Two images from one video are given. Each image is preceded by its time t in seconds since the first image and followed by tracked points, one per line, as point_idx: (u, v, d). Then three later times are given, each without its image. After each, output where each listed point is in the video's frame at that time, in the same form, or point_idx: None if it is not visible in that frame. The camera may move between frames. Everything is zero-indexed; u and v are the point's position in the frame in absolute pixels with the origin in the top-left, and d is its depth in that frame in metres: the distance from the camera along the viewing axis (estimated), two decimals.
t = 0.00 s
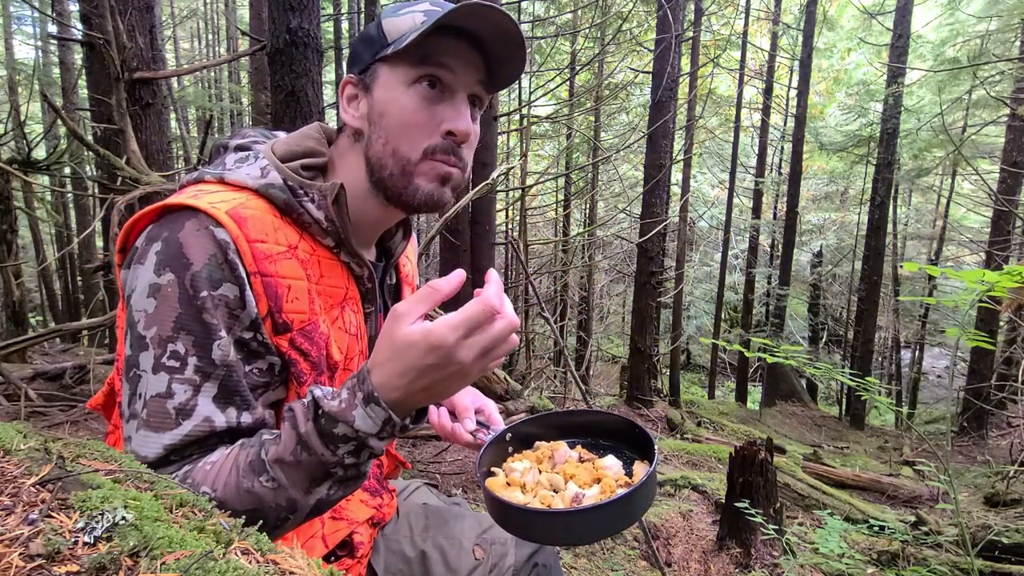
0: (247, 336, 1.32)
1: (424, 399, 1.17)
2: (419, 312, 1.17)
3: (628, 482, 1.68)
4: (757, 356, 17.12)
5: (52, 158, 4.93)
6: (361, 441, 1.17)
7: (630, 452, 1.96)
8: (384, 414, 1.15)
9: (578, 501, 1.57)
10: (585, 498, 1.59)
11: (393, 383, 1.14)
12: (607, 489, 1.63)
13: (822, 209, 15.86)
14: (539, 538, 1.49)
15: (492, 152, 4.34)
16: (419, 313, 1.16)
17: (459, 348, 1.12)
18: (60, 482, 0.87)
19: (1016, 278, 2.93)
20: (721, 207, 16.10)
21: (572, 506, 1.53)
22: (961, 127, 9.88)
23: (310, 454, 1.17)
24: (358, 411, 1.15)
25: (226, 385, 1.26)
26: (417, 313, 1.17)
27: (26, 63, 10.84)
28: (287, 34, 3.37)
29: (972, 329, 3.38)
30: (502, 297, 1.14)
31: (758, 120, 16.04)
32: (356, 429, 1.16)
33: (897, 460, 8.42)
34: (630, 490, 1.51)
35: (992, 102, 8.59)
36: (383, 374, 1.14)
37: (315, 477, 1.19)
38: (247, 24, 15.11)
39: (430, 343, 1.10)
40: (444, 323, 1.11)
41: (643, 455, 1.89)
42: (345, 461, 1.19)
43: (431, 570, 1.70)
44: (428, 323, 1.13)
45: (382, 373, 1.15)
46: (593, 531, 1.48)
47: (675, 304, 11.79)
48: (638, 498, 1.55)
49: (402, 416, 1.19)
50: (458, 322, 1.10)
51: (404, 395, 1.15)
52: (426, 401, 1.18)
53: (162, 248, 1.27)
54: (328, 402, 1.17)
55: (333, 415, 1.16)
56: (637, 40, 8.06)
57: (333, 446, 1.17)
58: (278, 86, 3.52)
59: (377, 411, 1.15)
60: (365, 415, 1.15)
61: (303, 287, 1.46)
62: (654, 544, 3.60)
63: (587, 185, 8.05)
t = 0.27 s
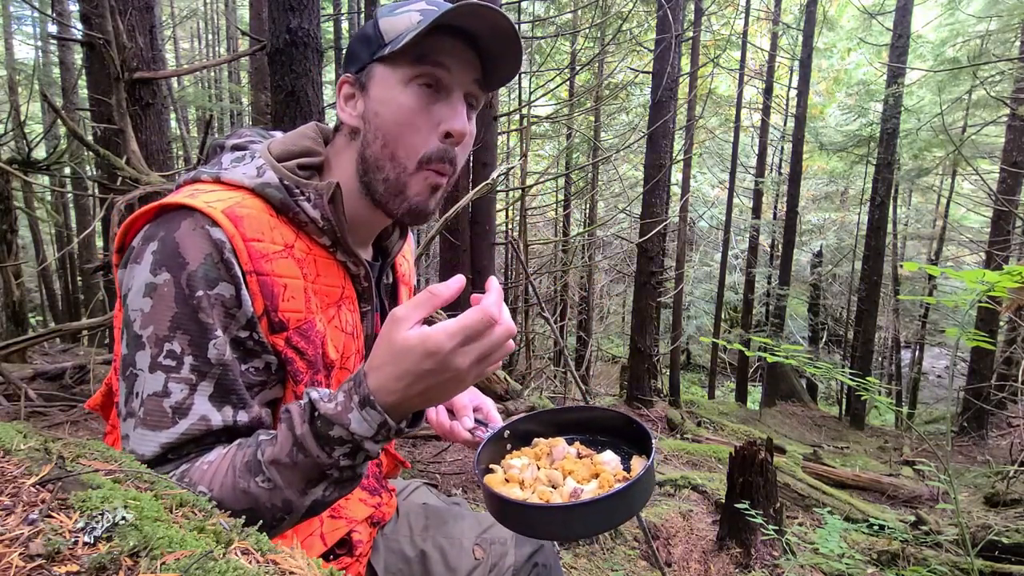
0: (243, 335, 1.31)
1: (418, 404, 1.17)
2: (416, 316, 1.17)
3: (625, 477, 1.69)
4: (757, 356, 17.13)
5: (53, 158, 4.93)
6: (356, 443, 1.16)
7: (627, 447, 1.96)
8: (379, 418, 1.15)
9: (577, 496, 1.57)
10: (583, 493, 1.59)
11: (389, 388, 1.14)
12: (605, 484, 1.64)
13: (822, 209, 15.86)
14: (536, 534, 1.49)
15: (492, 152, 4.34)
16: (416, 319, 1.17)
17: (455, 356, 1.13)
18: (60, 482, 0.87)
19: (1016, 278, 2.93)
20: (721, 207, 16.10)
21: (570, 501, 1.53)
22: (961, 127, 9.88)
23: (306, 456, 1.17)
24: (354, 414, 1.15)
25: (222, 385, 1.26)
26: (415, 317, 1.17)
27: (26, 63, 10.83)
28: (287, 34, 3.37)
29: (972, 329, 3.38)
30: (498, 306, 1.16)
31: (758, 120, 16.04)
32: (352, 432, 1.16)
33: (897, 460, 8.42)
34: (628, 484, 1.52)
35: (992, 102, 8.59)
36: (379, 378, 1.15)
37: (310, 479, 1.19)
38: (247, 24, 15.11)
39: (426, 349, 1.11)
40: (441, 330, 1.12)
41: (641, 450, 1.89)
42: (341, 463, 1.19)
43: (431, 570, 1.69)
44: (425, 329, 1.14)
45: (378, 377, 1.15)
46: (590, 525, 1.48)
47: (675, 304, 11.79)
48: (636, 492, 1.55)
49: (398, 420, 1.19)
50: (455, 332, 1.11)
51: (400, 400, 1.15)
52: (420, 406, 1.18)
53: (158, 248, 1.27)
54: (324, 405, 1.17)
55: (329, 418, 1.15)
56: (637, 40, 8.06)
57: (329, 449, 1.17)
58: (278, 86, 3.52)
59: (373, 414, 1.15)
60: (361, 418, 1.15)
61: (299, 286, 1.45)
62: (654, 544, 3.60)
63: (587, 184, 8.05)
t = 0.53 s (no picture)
0: (240, 334, 1.31)
1: (415, 410, 1.17)
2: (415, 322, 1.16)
3: (624, 478, 1.69)
4: (757, 356, 17.13)
5: (53, 158, 4.94)
6: (351, 448, 1.17)
7: (625, 447, 1.96)
8: (375, 423, 1.16)
9: (575, 497, 1.57)
10: (581, 494, 1.59)
11: (386, 393, 1.14)
12: (602, 485, 1.64)
13: (822, 209, 15.86)
14: (534, 534, 1.49)
15: (493, 152, 4.34)
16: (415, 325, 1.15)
17: (452, 366, 1.12)
18: (60, 482, 0.87)
19: (1016, 278, 2.93)
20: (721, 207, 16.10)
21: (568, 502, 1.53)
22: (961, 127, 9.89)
23: (301, 458, 1.17)
24: (350, 418, 1.15)
25: (219, 384, 1.27)
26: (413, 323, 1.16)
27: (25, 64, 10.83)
28: (287, 34, 3.37)
29: (972, 329, 3.38)
30: (497, 316, 1.14)
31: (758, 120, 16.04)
32: (348, 436, 1.16)
33: (897, 460, 8.42)
34: (626, 485, 1.52)
35: (993, 102, 8.59)
36: (376, 383, 1.15)
37: (305, 481, 1.20)
38: (247, 24, 15.10)
39: (423, 358, 1.10)
40: (439, 340, 1.10)
41: (638, 451, 1.90)
42: (336, 467, 1.19)
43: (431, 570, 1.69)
44: (424, 336, 1.12)
45: (375, 381, 1.15)
46: (588, 526, 1.48)
47: (675, 303, 11.79)
48: (633, 492, 1.55)
49: (394, 425, 1.19)
50: (453, 342, 1.10)
51: (396, 405, 1.15)
52: (417, 411, 1.18)
53: (156, 247, 1.27)
54: (320, 408, 1.18)
55: (325, 422, 1.16)
56: (637, 40, 8.06)
57: (324, 452, 1.18)
58: (278, 85, 3.52)
59: (369, 420, 1.16)
60: (357, 423, 1.16)
61: (296, 286, 1.45)
62: (654, 544, 3.60)
63: (587, 184, 8.05)
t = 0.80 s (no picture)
0: (238, 333, 1.31)
1: (412, 416, 1.17)
2: (415, 328, 1.16)
3: (624, 473, 1.70)
4: (757, 356, 17.13)
5: (53, 158, 4.94)
6: (349, 452, 1.17)
7: (625, 444, 1.97)
8: (374, 427, 1.16)
9: (574, 493, 1.58)
10: (581, 490, 1.59)
11: (384, 399, 1.14)
12: (602, 481, 1.64)
13: (822, 209, 15.86)
14: (534, 530, 1.49)
15: (493, 152, 4.34)
16: (416, 331, 1.16)
17: (451, 374, 1.13)
18: (61, 482, 0.87)
19: (1016, 278, 2.92)
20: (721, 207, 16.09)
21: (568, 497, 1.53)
22: (961, 127, 9.89)
23: (299, 461, 1.17)
24: (348, 421, 1.15)
25: (216, 383, 1.27)
26: (415, 328, 1.16)
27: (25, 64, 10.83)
28: (287, 34, 3.38)
29: (971, 329, 3.38)
30: (498, 326, 1.15)
31: (758, 120, 16.04)
32: (347, 440, 1.16)
33: (897, 460, 8.43)
34: (627, 480, 1.53)
35: (993, 102, 8.59)
36: (376, 387, 1.15)
37: (303, 483, 1.20)
38: (247, 24, 15.09)
39: (423, 364, 1.10)
40: (439, 348, 1.11)
41: (638, 447, 1.91)
42: (334, 469, 1.19)
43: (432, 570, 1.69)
44: (425, 343, 1.13)
45: (375, 386, 1.15)
46: (588, 522, 1.48)
47: (675, 303, 11.80)
48: (634, 488, 1.56)
49: (393, 430, 1.19)
50: (453, 351, 1.10)
51: (394, 410, 1.15)
52: (414, 418, 1.18)
53: (154, 247, 1.28)
54: (320, 411, 1.18)
55: (324, 425, 1.16)
56: (637, 40, 8.06)
57: (323, 455, 1.17)
58: (278, 85, 3.51)
59: (368, 423, 1.16)
60: (355, 427, 1.16)
61: (294, 285, 1.45)
62: (654, 544, 3.60)
63: (587, 184, 8.06)
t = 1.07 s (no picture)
0: (235, 334, 1.31)
1: (409, 424, 1.18)
2: (414, 336, 1.16)
3: (622, 474, 1.70)
4: (757, 356, 17.13)
5: (53, 158, 4.94)
6: (345, 458, 1.17)
7: (624, 445, 1.97)
8: (370, 434, 1.16)
9: (573, 493, 1.58)
10: (580, 491, 1.59)
11: (382, 406, 1.15)
12: (601, 482, 1.64)
13: (822, 209, 15.85)
14: (534, 531, 1.49)
15: (493, 152, 4.34)
16: (416, 339, 1.15)
17: (449, 385, 1.12)
18: (60, 482, 0.87)
19: (1016, 278, 2.93)
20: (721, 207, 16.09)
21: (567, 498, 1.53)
22: (961, 127, 9.89)
23: (295, 466, 1.17)
24: (345, 429, 1.15)
25: (213, 384, 1.26)
26: (414, 336, 1.16)
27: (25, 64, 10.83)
28: (287, 34, 3.38)
29: (972, 329, 3.38)
30: (498, 338, 1.14)
31: (758, 120, 16.05)
32: (343, 447, 1.16)
33: (897, 461, 8.42)
34: (626, 481, 1.52)
35: (993, 102, 8.59)
36: (374, 394, 1.15)
37: (298, 489, 1.19)
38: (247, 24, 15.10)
39: (421, 374, 1.10)
40: (437, 359, 1.10)
41: (637, 448, 1.91)
42: (330, 475, 1.19)
43: (431, 570, 1.70)
44: (424, 352, 1.12)
45: (373, 392, 1.15)
46: (587, 523, 1.48)
47: (675, 303, 11.79)
48: (633, 489, 1.56)
49: (389, 437, 1.19)
50: (452, 363, 1.10)
51: (392, 418, 1.16)
52: (413, 426, 1.18)
53: (152, 248, 1.28)
54: (317, 418, 1.17)
55: (321, 431, 1.16)
56: (637, 40, 8.06)
57: (318, 461, 1.17)
58: (277, 85, 3.52)
59: (365, 430, 1.16)
60: (351, 435, 1.15)
61: (292, 286, 1.44)
62: (654, 544, 3.60)
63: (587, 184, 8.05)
